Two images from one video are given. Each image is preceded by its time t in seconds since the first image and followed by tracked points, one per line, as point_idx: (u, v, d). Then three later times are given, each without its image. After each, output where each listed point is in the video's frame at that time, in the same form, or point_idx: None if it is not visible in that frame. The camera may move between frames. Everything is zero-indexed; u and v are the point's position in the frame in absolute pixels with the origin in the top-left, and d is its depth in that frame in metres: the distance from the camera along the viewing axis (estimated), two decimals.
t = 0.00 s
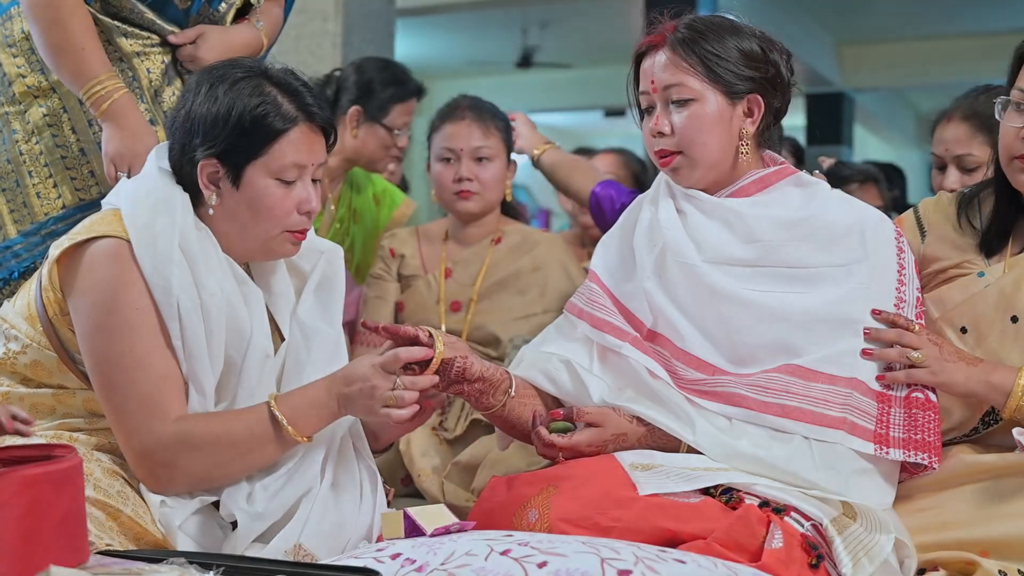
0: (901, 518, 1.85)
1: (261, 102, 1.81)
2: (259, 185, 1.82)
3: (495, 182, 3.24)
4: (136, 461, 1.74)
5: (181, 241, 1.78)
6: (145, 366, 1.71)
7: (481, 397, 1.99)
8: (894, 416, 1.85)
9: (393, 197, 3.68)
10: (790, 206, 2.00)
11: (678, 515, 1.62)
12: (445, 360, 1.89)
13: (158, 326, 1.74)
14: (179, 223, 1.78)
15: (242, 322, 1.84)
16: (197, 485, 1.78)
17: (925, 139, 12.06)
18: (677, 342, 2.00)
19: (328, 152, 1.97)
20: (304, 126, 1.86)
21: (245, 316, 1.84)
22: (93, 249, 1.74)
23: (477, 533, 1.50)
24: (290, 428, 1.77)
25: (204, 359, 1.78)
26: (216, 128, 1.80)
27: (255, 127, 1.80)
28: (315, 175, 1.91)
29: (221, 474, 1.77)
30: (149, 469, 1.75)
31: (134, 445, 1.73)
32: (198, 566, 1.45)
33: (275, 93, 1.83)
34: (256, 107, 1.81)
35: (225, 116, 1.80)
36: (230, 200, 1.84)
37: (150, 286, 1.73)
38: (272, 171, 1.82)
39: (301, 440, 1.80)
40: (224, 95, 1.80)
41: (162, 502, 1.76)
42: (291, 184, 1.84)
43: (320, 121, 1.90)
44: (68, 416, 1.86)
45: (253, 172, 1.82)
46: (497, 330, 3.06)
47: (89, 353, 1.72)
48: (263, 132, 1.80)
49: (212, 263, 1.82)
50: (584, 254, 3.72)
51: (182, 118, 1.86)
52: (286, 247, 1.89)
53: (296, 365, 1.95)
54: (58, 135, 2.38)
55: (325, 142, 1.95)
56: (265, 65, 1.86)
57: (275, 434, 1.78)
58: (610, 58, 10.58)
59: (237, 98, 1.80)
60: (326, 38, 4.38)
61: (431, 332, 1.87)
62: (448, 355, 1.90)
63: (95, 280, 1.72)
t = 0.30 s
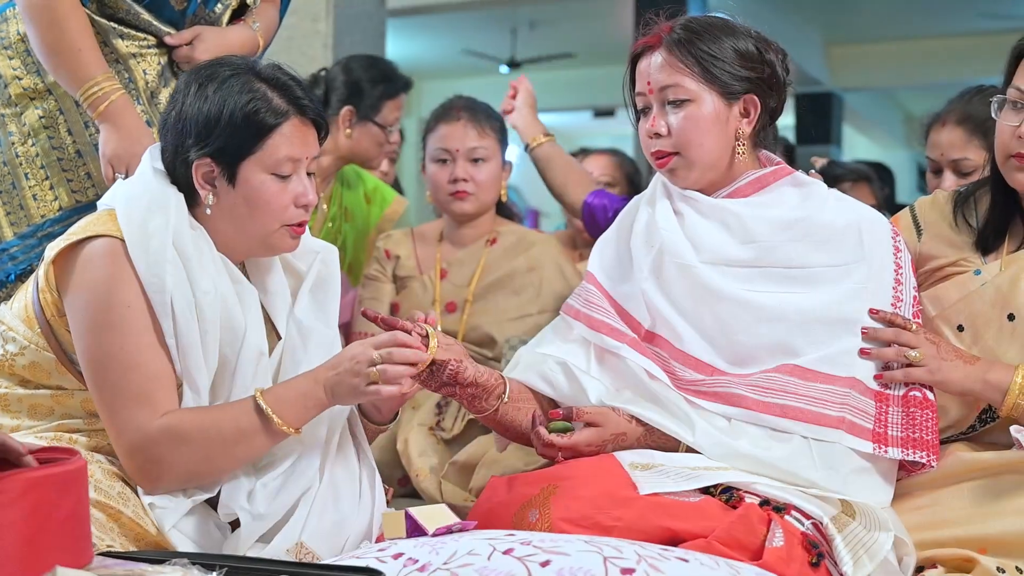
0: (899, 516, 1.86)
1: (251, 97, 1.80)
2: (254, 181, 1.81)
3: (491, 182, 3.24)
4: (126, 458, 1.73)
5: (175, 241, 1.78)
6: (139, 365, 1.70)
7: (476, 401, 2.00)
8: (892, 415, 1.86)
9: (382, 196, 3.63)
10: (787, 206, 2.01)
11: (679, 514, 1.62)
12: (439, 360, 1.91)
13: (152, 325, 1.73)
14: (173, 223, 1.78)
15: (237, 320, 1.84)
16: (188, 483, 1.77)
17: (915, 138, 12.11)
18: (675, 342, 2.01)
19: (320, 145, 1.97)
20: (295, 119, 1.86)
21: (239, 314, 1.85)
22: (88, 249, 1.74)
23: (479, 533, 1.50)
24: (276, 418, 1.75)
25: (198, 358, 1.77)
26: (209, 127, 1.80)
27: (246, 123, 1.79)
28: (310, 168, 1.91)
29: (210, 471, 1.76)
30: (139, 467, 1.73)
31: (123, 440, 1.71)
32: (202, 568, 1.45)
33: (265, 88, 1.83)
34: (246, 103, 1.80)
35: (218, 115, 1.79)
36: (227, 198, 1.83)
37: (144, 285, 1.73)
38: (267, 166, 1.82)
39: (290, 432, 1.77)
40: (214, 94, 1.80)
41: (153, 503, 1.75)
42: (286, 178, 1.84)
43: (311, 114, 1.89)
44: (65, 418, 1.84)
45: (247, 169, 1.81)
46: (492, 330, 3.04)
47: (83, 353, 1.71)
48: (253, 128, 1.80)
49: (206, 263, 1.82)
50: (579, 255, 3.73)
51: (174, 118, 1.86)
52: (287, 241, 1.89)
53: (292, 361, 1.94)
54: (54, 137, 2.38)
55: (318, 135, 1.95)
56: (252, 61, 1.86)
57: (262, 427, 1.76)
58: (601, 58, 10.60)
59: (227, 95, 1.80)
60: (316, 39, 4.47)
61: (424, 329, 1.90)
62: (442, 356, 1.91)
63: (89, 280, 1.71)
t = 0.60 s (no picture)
0: (902, 514, 1.87)
1: (251, 97, 1.80)
2: (262, 179, 1.82)
3: (490, 183, 3.24)
4: (129, 458, 1.73)
5: (177, 242, 1.78)
6: (142, 366, 1.70)
7: (478, 408, 2.00)
8: (895, 413, 1.87)
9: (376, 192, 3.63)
10: (787, 206, 2.02)
11: (684, 513, 1.62)
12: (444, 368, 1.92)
13: (155, 326, 1.74)
14: (174, 223, 1.78)
15: (240, 320, 1.85)
16: (191, 482, 1.77)
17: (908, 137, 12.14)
18: (677, 343, 2.01)
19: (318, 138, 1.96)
20: (295, 115, 1.86)
21: (243, 314, 1.85)
22: (90, 251, 1.74)
23: (485, 533, 1.50)
24: (278, 410, 1.75)
25: (202, 359, 1.78)
26: (211, 129, 1.80)
27: (248, 123, 1.79)
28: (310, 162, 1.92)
29: (214, 469, 1.76)
30: (142, 466, 1.73)
31: (126, 440, 1.71)
32: (208, 568, 1.46)
33: (264, 87, 1.83)
34: (247, 104, 1.80)
35: (220, 118, 1.79)
36: (234, 198, 1.83)
37: (147, 286, 1.73)
38: (273, 163, 1.83)
39: (292, 424, 1.77)
40: (213, 95, 1.80)
41: (156, 505, 1.74)
42: (292, 173, 1.85)
43: (309, 107, 1.89)
44: (69, 419, 1.84)
45: (254, 168, 1.82)
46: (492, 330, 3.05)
47: (86, 355, 1.71)
48: (255, 127, 1.80)
49: (208, 264, 1.82)
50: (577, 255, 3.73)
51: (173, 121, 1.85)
52: (294, 237, 1.89)
53: (295, 361, 1.94)
54: (55, 139, 2.38)
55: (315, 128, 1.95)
56: (245, 61, 1.86)
57: (266, 420, 1.76)
58: (596, 58, 10.62)
59: (228, 96, 1.79)
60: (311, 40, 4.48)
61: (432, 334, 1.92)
62: (447, 363, 1.93)
63: (92, 281, 1.71)
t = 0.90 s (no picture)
0: (909, 512, 1.88)
1: (258, 98, 1.80)
2: (276, 178, 1.83)
3: (492, 183, 3.24)
4: (144, 458, 1.73)
5: (189, 244, 1.78)
6: (156, 368, 1.71)
7: (481, 412, 1.99)
8: (901, 412, 1.88)
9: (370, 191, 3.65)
10: (793, 206, 2.02)
11: (693, 511, 1.63)
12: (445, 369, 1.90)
13: (169, 328, 1.74)
14: (186, 226, 1.78)
15: (252, 323, 1.85)
16: (205, 483, 1.77)
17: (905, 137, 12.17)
18: (684, 343, 2.02)
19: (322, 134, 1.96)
20: (301, 113, 1.87)
21: (255, 317, 1.86)
22: (103, 254, 1.74)
23: (495, 532, 1.51)
24: (293, 405, 1.75)
25: (215, 361, 1.78)
26: (220, 133, 1.79)
27: (258, 125, 1.80)
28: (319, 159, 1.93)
29: (229, 470, 1.76)
30: (157, 467, 1.73)
31: (141, 442, 1.71)
32: (219, 568, 1.46)
33: (270, 87, 1.83)
34: (254, 106, 1.80)
35: (231, 121, 1.79)
36: (249, 198, 1.84)
37: (160, 289, 1.74)
38: (287, 162, 1.84)
39: (308, 421, 1.77)
40: (221, 97, 1.79)
41: (166, 507, 1.74)
42: (303, 168, 1.86)
43: (314, 104, 1.89)
44: (78, 422, 1.85)
45: (268, 166, 1.83)
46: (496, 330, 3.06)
47: (100, 358, 1.71)
48: (266, 129, 1.81)
49: (220, 266, 1.82)
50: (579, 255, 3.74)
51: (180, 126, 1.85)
52: (311, 234, 1.91)
53: (305, 363, 1.94)
54: (59, 140, 2.38)
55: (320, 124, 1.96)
56: (242, 63, 1.85)
57: (280, 417, 1.75)
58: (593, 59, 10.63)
59: (235, 99, 1.79)
60: (310, 42, 4.49)
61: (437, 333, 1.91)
62: (450, 367, 1.91)
63: (105, 284, 1.72)
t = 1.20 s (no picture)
0: (918, 512, 1.88)
1: (274, 102, 1.82)
2: (292, 180, 1.84)
3: (497, 184, 3.24)
4: (159, 460, 1.73)
5: (205, 247, 1.79)
6: (171, 370, 1.71)
7: (486, 407, 1.99)
8: (909, 411, 1.88)
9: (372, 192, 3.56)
10: (800, 206, 2.02)
11: (703, 511, 1.63)
12: (449, 363, 1.90)
13: (184, 330, 1.75)
14: (202, 229, 1.78)
15: (267, 326, 1.86)
16: (219, 485, 1.77)
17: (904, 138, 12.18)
18: (692, 344, 2.02)
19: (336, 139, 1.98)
20: (316, 118, 1.88)
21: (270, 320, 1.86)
22: (117, 255, 1.75)
23: (506, 532, 1.51)
24: (308, 405, 1.76)
25: (230, 364, 1.78)
26: (236, 136, 1.80)
27: (275, 129, 1.81)
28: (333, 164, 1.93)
29: (245, 471, 1.76)
30: (173, 468, 1.73)
31: (157, 443, 1.72)
32: (230, 568, 1.46)
33: (286, 91, 1.84)
34: (271, 109, 1.81)
35: (248, 125, 1.80)
36: (264, 201, 1.84)
37: (175, 291, 1.74)
38: (303, 165, 1.85)
39: (324, 420, 1.78)
40: (239, 100, 1.80)
41: (178, 509, 1.74)
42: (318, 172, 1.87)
43: (330, 108, 1.91)
44: (89, 424, 1.85)
45: (283, 170, 1.83)
46: (501, 330, 3.06)
47: (115, 359, 1.72)
48: (281, 133, 1.82)
49: (235, 269, 1.83)
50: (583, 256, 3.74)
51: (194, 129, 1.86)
52: (324, 238, 1.91)
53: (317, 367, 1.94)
54: (65, 142, 2.38)
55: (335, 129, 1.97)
56: (259, 66, 1.87)
57: (295, 416, 1.76)
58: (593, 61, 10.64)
59: (252, 102, 1.81)
60: (310, 44, 4.49)
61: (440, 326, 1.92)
62: (454, 361, 1.91)
63: (120, 285, 1.72)
